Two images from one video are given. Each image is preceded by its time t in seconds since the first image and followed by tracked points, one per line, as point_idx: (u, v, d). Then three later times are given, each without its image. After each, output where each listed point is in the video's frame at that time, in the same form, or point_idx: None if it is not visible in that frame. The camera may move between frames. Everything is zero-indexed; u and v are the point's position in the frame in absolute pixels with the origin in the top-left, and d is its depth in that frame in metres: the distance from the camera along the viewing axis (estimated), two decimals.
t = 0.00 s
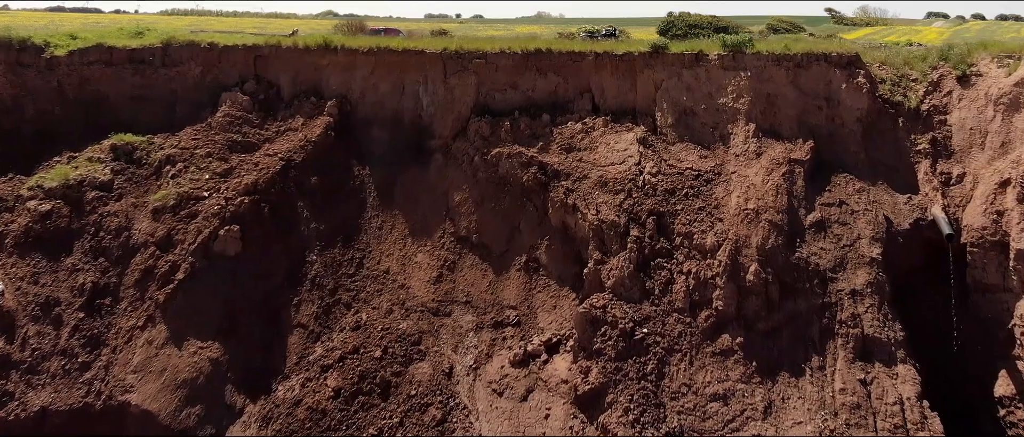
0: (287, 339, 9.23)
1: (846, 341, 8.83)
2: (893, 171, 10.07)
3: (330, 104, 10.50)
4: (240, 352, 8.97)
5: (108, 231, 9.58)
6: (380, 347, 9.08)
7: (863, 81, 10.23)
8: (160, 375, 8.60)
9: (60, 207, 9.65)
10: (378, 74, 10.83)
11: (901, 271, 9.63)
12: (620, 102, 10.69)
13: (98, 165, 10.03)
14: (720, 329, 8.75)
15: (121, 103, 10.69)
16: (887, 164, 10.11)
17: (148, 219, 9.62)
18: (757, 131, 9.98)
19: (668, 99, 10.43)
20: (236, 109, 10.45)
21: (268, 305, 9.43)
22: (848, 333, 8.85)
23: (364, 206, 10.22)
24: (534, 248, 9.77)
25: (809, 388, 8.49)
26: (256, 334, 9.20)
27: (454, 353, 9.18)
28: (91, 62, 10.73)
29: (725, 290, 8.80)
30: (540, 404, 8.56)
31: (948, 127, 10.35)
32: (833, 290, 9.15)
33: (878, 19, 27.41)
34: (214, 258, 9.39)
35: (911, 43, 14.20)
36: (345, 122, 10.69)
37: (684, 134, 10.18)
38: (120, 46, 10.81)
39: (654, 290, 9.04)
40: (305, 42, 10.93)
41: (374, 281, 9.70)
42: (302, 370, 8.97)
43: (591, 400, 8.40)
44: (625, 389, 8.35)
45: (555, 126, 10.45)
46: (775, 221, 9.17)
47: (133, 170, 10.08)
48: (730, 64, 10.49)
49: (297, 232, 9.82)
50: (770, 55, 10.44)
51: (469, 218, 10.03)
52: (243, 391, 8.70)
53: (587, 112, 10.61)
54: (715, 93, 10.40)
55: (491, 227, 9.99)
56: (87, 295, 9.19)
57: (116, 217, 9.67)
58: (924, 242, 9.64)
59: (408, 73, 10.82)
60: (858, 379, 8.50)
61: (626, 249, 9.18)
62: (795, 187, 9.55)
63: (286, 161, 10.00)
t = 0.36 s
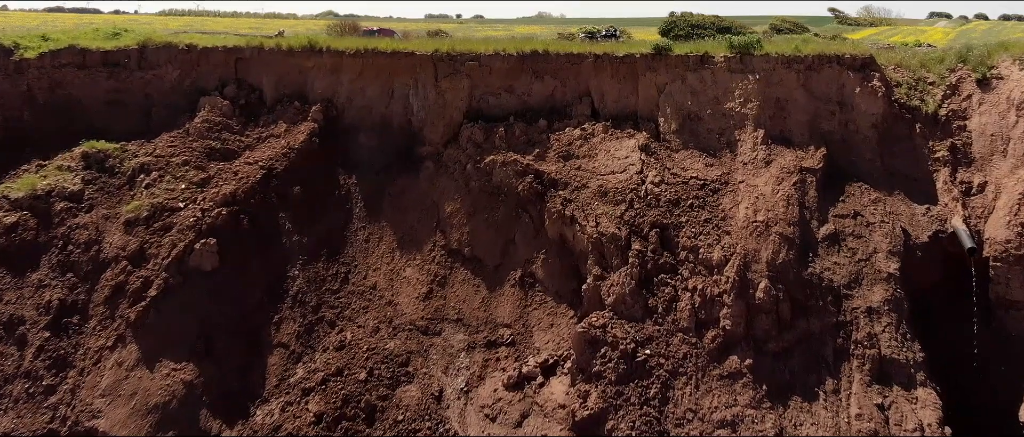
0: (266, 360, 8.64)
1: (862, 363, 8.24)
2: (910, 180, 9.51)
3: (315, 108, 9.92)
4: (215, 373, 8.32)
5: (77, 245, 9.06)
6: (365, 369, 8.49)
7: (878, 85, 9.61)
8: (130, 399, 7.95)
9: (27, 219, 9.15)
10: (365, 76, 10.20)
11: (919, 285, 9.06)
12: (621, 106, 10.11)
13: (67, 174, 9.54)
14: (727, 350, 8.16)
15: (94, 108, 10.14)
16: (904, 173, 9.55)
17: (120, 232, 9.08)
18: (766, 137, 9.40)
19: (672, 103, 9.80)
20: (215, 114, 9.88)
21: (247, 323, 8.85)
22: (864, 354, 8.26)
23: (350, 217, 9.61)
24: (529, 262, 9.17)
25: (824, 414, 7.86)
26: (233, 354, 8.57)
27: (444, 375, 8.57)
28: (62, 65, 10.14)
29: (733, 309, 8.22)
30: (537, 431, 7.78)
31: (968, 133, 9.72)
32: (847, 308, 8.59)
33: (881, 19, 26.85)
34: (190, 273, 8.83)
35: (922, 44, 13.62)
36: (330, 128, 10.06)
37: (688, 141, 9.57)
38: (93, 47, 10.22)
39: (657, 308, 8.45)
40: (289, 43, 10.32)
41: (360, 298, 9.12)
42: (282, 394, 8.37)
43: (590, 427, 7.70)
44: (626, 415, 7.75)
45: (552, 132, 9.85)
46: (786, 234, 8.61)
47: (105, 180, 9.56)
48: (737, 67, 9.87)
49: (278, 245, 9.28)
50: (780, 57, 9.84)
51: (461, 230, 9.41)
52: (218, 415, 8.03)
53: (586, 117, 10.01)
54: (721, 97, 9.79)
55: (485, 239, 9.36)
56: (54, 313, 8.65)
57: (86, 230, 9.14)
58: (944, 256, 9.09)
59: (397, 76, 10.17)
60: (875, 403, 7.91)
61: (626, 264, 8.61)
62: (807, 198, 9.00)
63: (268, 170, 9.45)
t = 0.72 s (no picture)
0: (243, 383, 8.06)
1: (880, 387, 7.64)
2: (929, 190, 8.92)
3: (296, 113, 9.33)
4: (188, 398, 7.73)
5: (42, 260, 8.50)
6: (347, 393, 7.89)
7: (895, 89, 9.06)
8: (95, 427, 7.39)
9: None
10: (350, 79, 9.60)
11: (940, 302, 8.49)
12: (621, 111, 9.51)
13: (33, 184, 9.00)
14: (735, 373, 7.56)
15: (65, 113, 9.60)
16: (923, 182, 8.96)
17: (88, 245, 8.53)
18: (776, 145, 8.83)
19: (676, 108, 9.21)
20: (191, 120, 9.33)
21: (222, 343, 8.27)
22: (883, 378, 7.67)
23: (333, 229, 9.04)
24: (524, 278, 8.60)
25: None
26: (207, 377, 7.98)
27: (432, 399, 7.94)
28: (31, 68, 9.63)
29: (742, 330, 7.62)
30: None
31: (989, 140, 9.15)
32: (863, 328, 7.99)
33: (885, 19, 26.33)
34: (161, 291, 8.26)
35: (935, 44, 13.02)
36: (313, 135, 9.48)
37: (693, 148, 8.99)
38: (64, 50, 9.72)
39: (661, 329, 7.86)
40: (269, 44, 9.74)
41: (344, 316, 8.55)
42: (259, 420, 7.78)
43: None
44: None
45: (548, 138, 9.27)
46: (797, 249, 8.05)
47: (74, 190, 9.02)
48: (744, 69, 9.28)
49: (256, 260, 8.72)
50: (790, 59, 9.25)
51: (451, 243, 8.83)
52: None
53: (584, 122, 9.44)
54: (728, 101, 9.21)
55: (477, 253, 8.78)
56: (15, 333, 8.09)
57: (52, 244, 8.59)
58: (966, 271, 8.52)
59: (385, 79, 9.59)
60: (895, 431, 7.32)
61: (627, 281, 8.04)
62: (820, 210, 8.44)
63: (246, 179, 8.89)
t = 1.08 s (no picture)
0: (216, 409, 7.47)
1: (901, 416, 7.04)
2: (950, 202, 8.35)
3: (276, 119, 8.77)
4: (156, 426, 7.15)
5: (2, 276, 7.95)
6: (327, 421, 7.30)
7: (914, 93, 8.48)
8: None
9: None
10: (332, 83, 9.00)
11: (959, 321, 7.97)
12: (620, 117, 8.94)
13: None
14: (744, 401, 6.93)
15: (31, 119, 9.06)
16: (943, 193, 8.41)
17: (51, 262, 7.99)
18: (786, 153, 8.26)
19: (679, 114, 8.64)
20: (165, 126, 8.79)
21: (194, 366, 7.69)
22: (903, 405, 7.08)
23: (314, 243, 8.48)
24: (517, 296, 8.04)
25: None
26: (178, 403, 7.40)
27: (419, 427, 7.30)
28: None
29: (752, 354, 7.03)
30: None
31: (1013, 147, 8.55)
32: (881, 351, 7.41)
33: (889, 19, 25.81)
34: (130, 311, 7.70)
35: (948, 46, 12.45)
36: (295, 142, 8.90)
37: (698, 157, 8.42)
38: (31, 52, 9.17)
39: (664, 353, 7.28)
40: (248, 46, 9.17)
41: (324, 336, 7.98)
42: None
43: None
44: None
45: (544, 146, 8.69)
46: (810, 266, 7.48)
47: (39, 202, 8.47)
48: (752, 72, 8.68)
49: (232, 276, 8.16)
50: (801, 61, 8.65)
51: (440, 258, 8.26)
52: None
53: (582, 129, 8.86)
54: (735, 106, 8.63)
55: (467, 269, 8.20)
56: None
57: (14, 260, 8.05)
58: (989, 287, 7.95)
59: (370, 83, 8.98)
60: None
61: (628, 300, 7.47)
62: (834, 224, 7.89)
63: (221, 190, 8.35)
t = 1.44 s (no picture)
0: None
1: None
2: (971, 213, 7.81)
3: (252, 125, 8.22)
4: None
5: None
6: None
7: (934, 98, 7.92)
8: None
9: None
10: (313, 86, 8.42)
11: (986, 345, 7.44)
12: (619, 123, 8.37)
13: None
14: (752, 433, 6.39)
15: None
16: (965, 205, 7.85)
17: (9, 279, 7.45)
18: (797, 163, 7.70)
19: (683, 120, 8.04)
20: (134, 133, 8.25)
21: (162, 392, 7.12)
22: None
23: (292, 258, 7.92)
24: (509, 316, 7.45)
25: None
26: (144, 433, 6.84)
27: None
28: None
29: (763, 382, 6.45)
30: None
31: None
32: (901, 377, 6.83)
33: (894, 19, 25.26)
34: (92, 333, 7.12)
35: (962, 47, 11.88)
36: (273, 149, 8.34)
37: (704, 166, 7.83)
38: None
39: (668, 379, 6.67)
40: (224, 47, 8.62)
41: (302, 359, 7.40)
42: None
43: None
44: None
45: (538, 154, 8.12)
46: (824, 285, 6.93)
47: None
48: (762, 75, 8.09)
49: (203, 294, 7.61)
50: (813, 64, 8.07)
51: (426, 275, 7.67)
52: None
53: (579, 135, 8.28)
54: (743, 112, 8.03)
55: (456, 286, 7.62)
56: None
57: None
58: (1015, 307, 7.44)
59: (353, 86, 8.40)
60: None
61: (628, 322, 6.90)
62: (849, 239, 7.35)
63: (193, 202, 7.81)
